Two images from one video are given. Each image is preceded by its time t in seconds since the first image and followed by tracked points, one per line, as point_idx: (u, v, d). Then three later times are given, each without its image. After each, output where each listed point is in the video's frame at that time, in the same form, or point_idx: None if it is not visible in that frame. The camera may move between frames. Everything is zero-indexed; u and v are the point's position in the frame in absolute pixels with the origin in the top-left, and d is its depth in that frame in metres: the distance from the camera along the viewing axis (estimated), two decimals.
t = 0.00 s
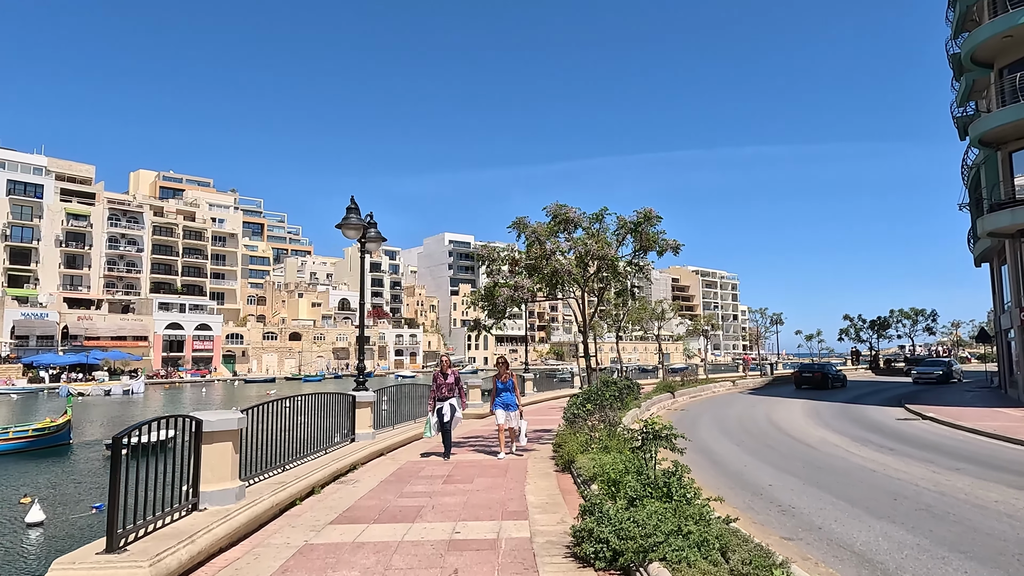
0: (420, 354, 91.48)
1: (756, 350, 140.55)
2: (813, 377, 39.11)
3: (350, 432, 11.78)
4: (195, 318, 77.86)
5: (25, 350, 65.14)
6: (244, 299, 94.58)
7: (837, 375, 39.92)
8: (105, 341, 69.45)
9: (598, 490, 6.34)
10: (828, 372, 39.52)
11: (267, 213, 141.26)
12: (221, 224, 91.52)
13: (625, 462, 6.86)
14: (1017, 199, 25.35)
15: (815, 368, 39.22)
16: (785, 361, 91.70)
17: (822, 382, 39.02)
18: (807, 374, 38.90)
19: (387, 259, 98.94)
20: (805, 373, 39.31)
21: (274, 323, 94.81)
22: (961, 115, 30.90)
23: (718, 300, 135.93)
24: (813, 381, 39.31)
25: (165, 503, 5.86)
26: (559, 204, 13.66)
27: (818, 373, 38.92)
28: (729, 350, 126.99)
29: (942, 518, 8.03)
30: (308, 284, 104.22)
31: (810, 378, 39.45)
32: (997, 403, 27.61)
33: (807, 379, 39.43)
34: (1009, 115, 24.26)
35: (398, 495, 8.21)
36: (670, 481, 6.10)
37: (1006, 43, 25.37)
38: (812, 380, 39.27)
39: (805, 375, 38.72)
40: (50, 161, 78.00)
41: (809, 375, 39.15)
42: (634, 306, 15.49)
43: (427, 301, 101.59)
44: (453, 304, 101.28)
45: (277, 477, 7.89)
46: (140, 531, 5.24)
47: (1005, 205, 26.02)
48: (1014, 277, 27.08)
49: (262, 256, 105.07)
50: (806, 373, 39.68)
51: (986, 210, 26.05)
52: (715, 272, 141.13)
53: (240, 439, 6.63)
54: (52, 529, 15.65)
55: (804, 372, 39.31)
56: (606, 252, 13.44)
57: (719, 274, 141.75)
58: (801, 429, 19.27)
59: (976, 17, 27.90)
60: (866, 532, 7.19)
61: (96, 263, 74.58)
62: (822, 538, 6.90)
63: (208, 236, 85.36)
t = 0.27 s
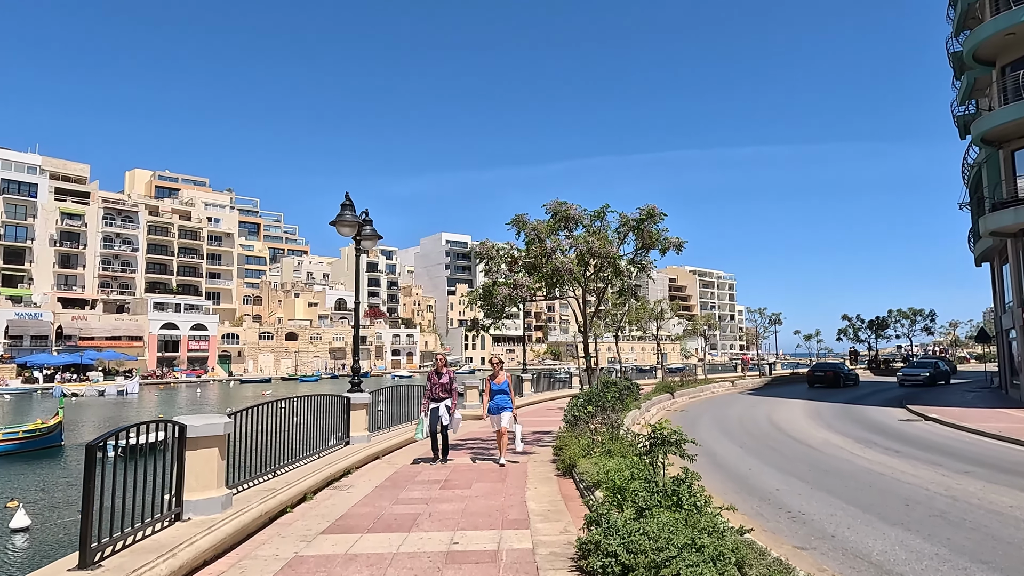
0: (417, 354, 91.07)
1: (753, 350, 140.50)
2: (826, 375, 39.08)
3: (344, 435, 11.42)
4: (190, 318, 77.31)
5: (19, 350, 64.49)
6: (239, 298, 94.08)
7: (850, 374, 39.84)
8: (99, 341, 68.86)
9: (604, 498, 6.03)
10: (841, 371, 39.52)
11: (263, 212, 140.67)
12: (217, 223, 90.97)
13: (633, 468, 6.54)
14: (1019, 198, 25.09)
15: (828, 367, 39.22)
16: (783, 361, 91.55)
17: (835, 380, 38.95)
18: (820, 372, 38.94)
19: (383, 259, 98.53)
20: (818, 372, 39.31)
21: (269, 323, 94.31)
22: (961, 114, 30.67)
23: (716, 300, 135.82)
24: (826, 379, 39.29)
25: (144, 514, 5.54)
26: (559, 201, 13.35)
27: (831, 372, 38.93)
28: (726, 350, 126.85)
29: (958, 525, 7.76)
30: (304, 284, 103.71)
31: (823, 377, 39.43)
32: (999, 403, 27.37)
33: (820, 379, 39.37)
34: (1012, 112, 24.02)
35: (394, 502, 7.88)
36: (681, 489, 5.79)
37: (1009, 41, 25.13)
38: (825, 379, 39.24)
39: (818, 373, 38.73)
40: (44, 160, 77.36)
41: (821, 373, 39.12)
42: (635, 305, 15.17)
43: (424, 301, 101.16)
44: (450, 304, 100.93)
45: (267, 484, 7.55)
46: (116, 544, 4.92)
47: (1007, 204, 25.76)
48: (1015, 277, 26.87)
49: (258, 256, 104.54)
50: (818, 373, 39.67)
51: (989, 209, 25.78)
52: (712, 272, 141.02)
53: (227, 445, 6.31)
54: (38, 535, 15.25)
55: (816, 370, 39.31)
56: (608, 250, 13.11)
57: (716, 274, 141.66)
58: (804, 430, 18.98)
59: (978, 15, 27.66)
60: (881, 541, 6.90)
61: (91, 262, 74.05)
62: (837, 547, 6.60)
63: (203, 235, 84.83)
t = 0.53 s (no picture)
0: (412, 357, 90.65)
1: (748, 352, 140.62)
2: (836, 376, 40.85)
3: (334, 438, 11.06)
4: (183, 320, 76.45)
5: (9, 353, 63.43)
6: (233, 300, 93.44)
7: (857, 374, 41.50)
8: (91, 343, 68.13)
9: (606, 505, 5.70)
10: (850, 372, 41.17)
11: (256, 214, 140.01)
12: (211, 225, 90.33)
13: (635, 473, 6.22)
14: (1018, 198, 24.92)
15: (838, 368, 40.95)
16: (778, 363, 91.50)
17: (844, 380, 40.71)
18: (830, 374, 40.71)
19: (378, 261, 98.08)
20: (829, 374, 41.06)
21: (263, 325, 93.71)
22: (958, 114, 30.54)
23: (710, 302, 135.90)
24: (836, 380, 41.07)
25: (114, 523, 5.20)
26: (556, 198, 13.05)
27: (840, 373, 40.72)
28: (721, 352, 126.86)
29: (971, 531, 7.47)
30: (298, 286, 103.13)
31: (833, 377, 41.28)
32: (998, 405, 27.20)
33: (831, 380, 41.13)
34: (1010, 112, 23.85)
35: (384, 509, 7.51)
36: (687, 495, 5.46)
37: (1007, 40, 24.97)
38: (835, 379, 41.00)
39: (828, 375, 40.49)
40: (36, 161, 76.58)
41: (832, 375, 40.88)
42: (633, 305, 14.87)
43: (419, 303, 100.76)
44: (445, 306, 100.58)
45: (251, 490, 7.19)
46: (80, 559, 4.56)
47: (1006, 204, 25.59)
48: (1014, 278, 26.69)
49: (252, 258, 103.91)
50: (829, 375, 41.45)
51: (987, 210, 25.60)
52: (707, 274, 141.15)
53: (206, 449, 5.98)
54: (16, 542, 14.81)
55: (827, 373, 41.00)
56: (606, 248, 12.82)
57: (711, 276, 141.79)
58: (803, 432, 18.71)
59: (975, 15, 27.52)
60: (894, 548, 6.60)
61: (82, 264, 73.33)
62: (849, 556, 6.29)
63: (197, 237, 84.20)
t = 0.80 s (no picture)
0: (406, 358, 90.20)
1: (742, 353, 140.72)
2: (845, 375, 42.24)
3: (322, 443, 10.69)
4: (175, 321, 75.80)
5: None
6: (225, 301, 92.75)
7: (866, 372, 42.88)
8: (81, 345, 67.41)
9: (606, 518, 5.37)
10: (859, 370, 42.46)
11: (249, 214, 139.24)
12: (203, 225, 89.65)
13: (635, 482, 5.89)
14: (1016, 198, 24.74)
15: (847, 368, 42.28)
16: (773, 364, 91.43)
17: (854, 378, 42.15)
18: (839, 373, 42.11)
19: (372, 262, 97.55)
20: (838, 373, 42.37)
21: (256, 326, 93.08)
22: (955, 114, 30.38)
23: (705, 303, 135.93)
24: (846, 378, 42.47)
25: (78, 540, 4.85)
26: (551, 196, 12.73)
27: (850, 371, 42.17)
28: (715, 353, 126.85)
29: (985, 541, 7.18)
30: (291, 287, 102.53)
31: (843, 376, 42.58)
32: (995, 406, 27.07)
33: (841, 377, 42.51)
34: (1008, 111, 23.67)
35: (373, 519, 7.16)
36: (691, 508, 5.13)
37: (1005, 38, 24.78)
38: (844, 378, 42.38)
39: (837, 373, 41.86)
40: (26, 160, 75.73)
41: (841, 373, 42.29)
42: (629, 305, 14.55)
43: (413, 304, 100.32)
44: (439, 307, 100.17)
45: (231, 500, 6.84)
46: None
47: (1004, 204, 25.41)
48: (1011, 278, 26.54)
49: (245, 258, 103.23)
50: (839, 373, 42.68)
51: (985, 209, 25.42)
52: (701, 275, 141.22)
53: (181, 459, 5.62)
54: None
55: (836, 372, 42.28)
56: (603, 247, 12.49)
57: (705, 277, 141.85)
58: (801, 434, 18.44)
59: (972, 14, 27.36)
60: (907, 561, 6.29)
61: (73, 264, 72.61)
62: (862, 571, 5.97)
63: (189, 237, 83.53)
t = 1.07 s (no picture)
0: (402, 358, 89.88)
1: (738, 352, 140.76)
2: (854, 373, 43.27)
3: (313, 445, 10.37)
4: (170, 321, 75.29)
5: None
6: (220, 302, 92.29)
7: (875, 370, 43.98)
8: (75, 346, 66.89)
9: (611, 522, 5.07)
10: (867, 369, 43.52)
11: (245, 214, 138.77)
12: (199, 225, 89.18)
13: (642, 486, 5.58)
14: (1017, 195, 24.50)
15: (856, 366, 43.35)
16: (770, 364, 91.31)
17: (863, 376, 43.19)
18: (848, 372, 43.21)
19: (369, 262, 97.18)
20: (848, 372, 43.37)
21: (251, 326, 92.68)
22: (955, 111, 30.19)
23: (701, 303, 135.92)
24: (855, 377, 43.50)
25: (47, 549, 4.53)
26: (550, 191, 12.44)
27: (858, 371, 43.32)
28: (712, 352, 126.80)
29: (1003, 544, 6.90)
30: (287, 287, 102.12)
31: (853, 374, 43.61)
32: (995, 404, 26.90)
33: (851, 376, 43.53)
34: (1009, 107, 23.44)
35: (365, 524, 6.85)
36: (703, 513, 4.82)
37: (1006, 34, 24.55)
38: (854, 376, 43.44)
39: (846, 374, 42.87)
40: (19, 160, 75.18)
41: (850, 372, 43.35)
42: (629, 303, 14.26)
43: (409, 304, 100.01)
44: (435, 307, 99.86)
45: (216, 505, 6.52)
46: None
47: (1005, 201, 25.18)
48: (1012, 276, 26.35)
49: (240, 259, 102.78)
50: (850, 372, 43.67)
51: (986, 207, 25.19)
52: (698, 275, 141.21)
53: (161, 463, 5.30)
54: None
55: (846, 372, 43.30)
56: (602, 243, 12.19)
57: (702, 277, 141.85)
58: (803, 433, 18.18)
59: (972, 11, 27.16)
60: (926, 566, 6.00)
61: (67, 265, 72.06)
62: None
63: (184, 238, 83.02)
